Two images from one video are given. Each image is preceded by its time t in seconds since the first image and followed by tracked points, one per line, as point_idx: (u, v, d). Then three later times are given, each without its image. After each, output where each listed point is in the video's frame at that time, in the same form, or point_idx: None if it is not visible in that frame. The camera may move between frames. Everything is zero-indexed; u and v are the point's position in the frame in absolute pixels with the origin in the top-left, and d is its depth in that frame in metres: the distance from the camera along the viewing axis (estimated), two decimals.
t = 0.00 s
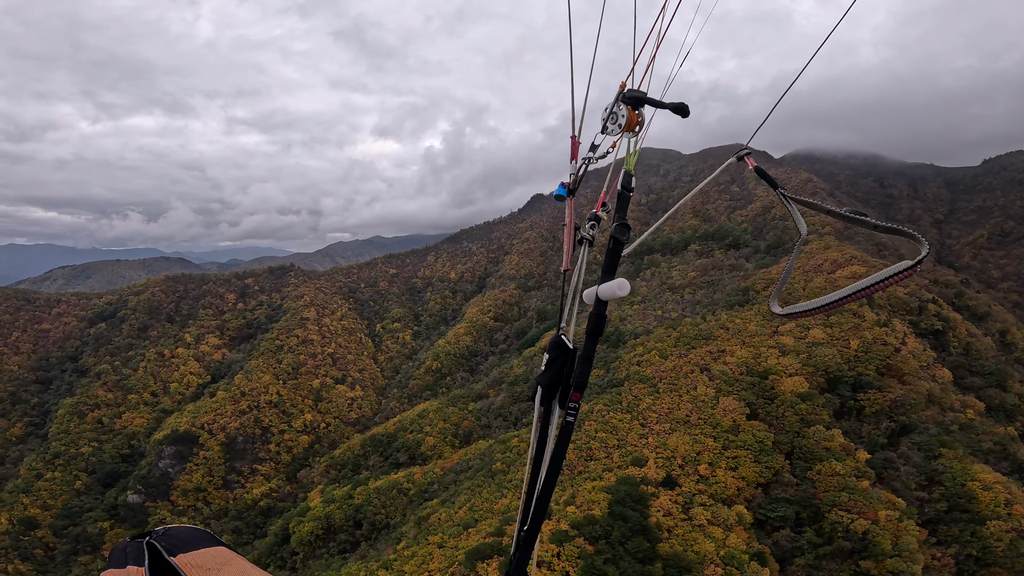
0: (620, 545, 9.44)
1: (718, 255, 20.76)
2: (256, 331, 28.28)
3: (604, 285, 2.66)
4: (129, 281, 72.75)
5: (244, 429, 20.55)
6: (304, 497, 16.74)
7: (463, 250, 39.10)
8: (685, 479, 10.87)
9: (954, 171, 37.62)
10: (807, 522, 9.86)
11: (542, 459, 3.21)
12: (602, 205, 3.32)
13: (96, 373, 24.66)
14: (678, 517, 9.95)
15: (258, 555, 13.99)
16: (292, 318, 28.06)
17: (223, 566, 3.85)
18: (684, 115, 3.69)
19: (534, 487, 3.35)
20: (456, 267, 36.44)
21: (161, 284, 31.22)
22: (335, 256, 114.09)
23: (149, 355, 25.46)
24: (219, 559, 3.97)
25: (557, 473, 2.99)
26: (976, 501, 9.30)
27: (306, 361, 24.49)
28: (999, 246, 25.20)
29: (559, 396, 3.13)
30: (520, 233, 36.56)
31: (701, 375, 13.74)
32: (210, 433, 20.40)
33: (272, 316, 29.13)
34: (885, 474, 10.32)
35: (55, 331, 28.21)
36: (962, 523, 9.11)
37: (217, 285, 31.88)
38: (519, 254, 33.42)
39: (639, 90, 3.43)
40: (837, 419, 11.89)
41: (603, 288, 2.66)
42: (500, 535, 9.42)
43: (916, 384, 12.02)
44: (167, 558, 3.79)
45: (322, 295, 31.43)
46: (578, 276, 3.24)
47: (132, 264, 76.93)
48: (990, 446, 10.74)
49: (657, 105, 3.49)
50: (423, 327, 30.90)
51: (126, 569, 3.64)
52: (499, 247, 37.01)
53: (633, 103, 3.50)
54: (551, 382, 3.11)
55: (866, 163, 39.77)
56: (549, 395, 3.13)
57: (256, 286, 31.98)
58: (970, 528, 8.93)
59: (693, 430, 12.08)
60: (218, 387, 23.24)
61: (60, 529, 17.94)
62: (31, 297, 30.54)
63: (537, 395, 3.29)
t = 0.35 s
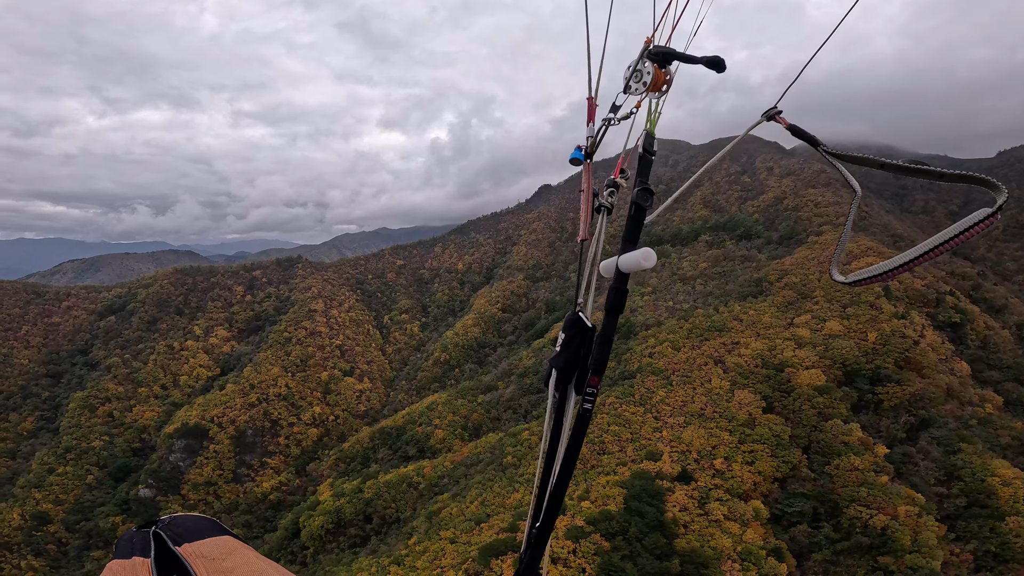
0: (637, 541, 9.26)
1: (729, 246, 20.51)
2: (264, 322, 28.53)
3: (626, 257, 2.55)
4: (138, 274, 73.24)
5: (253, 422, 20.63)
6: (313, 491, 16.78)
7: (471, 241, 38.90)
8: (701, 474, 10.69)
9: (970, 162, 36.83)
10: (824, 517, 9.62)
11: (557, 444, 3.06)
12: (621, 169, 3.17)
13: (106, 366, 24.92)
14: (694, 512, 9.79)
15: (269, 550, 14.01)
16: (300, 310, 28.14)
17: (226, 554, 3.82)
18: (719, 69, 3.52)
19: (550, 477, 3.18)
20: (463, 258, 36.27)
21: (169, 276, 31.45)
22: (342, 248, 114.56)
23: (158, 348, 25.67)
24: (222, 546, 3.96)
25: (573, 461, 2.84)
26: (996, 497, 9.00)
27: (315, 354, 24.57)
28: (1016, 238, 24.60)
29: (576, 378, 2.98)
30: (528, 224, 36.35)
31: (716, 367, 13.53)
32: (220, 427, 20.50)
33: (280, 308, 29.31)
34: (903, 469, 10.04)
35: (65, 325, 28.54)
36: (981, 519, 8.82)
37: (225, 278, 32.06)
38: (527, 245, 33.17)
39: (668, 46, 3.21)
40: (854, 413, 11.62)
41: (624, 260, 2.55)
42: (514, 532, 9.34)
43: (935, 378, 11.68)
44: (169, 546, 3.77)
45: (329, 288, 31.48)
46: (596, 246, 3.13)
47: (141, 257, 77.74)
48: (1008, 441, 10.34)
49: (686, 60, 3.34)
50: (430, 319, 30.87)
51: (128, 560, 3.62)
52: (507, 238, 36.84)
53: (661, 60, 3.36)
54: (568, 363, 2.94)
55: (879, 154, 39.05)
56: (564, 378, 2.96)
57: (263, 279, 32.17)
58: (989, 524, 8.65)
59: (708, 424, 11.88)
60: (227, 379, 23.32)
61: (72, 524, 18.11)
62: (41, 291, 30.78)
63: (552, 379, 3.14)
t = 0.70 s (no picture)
0: (657, 540, 9.04)
1: (744, 238, 20.19)
2: (275, 315, 28.83)
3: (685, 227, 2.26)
4: (151, 268, 74.19)
5: (266, 416, 20.75)
6: (325, 485, 16.84)
7: (481, 233, 38.75)
8: (719, 471, 10.47)
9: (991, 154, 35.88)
10: (846, 515, 9.35)
11: (604, 431, 2.87)
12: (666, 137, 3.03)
13: (120, 360, 25.30)
14: (714, 510, 9.58)
15: (281, 545, 14.06)
16: (310, 303, 28.28)
17: (239, 548, 3.81)
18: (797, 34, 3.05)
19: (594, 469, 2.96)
20: (474, 250, 36.18)
21: (181, 270, 31.81)
22: (351, 241, 115.31)
23: (171, 341, 25.98)
24: (235, 538, 3.96)
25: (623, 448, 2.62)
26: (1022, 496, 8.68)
27: (326, 347, 24.70)
28: None
29: (625, 360, 2.78)
30: (539, 216, 36.07)
31: (733, 362, 13.26)
32: (232, 421, 20.64)
33: (291, 301, 29.57)
34: (926, 467, 9.72)
35: (79, 318, 29.01)
36: (1004, 518, 8.51)
37: (236, 271, 32.34)
38: (537, 237, 32.98)
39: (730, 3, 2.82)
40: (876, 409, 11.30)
41: (681, 230, 2.29)
42: (530, 530, 9.20)
43: (959, 374, 11.31)
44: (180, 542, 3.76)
45: (339, 280, 31.58)
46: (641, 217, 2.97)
47: (154, 250, 79.04)
48: None
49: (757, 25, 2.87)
50: (441, 311, 30.87)
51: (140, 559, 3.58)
52: (517, 230, 36.68)
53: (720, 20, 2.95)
54: (615, 344, 2.76)
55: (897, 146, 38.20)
56: (612, 358, 2.77)
57: (274, 272, 32.45)
58: (1012, 523, 8.33)
59: (727, 420, 11.62)
60: (240, 372, 23.55)
61: (87, 519, 18.33)
62: (55, 285, 31.24)
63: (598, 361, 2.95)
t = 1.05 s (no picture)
0: (680, 541, 8.82)
1: (765, 233, 19.75)
2: (291, 309, 29.17)
3: (697, 211, 1.92)
4: (171, 261, 75.45)
5: (282, 410, 20.96)
6: (341, 478, 16.91)
7: (495, 227, 38.63)
8: (742, 470, 10.19)
9: None
10: (872, 516, 9.02)
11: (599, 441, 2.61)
12: (670, 110, 2.79)
13: (139, 353, 25.88)
14: (736, 510, 9.33)
15: (296, 539, 14.11)
16: (327, 296, 28.56)
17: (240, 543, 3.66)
18: None
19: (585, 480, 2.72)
20: (488, 244, 36.11)
21: (200, 263, 32.34)
22: (366, 234, 116.60)
23: (191, 335, 26.52)
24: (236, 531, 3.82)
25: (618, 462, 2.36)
26: None
27: (342, 340, 24.93)
28: None
29: (623, 363, 2.53)
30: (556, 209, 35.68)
31: (756, 359, 12.91)
32: (250, 414, 20.87)
33: (307, 293, 29.98)
34: (956, 468, 9.32)
35: (101, 312, 29.70)
36: None
37: (254, 264, 32.83)
38: (552, 231, 32.75)
39: None
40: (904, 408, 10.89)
41: (697, 215, 1.93)
42: (549, 529, 9.06)
43: (992, 374, 10.83)
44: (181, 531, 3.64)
45: (355, 273, 31.81)
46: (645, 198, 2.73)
47: (175, 244, 80.99)
48: None
49: None
50: (456, 305, 30.89)
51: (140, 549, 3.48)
52: (532, 223, 36.53)
53: None
54: (613, 345, 2.50)
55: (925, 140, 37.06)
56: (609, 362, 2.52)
57: (291, 265, 32.89)
58: None
59: (751, 418, 11.30)
60: (257, 365, 23.83)
61: (107, 512, 18.59)
62: (76, 278, 31.93)
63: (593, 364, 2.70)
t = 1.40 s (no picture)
0: (713, 546, 8.48)
1: (803, 231, 19.06)
2: (321, 301, 29.75)
3: (706, 180, 1.80)
4: (208, 253, 77.90)
5: (310, 401, 21.31)
6: (366, 471, 17.07)
7: (522, 221, 38.49)
8: (778, 473, 9.78)
9: None
10: (912, 524, 8.52)
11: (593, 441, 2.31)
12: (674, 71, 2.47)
13: (176, 342, 26.67)
14: (771, 514, 8.93)
15: (320, 531, 14.33)
16: (356, 288, 29.02)
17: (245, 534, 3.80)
18: None
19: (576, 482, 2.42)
20: (516, 238, 36.00)
21: (234, 254, 33.29)
22: (394, 226, 118.10)
23: (225, 325, 27.34)
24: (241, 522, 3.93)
25: (613, 468, 2.11)
26: None
27: (369, 332, 25.28)
28: None
29: (619, 353, 2.23)
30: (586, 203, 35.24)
31: (794, 360, 12.42)
32: (280, 404, 21.26)
33: (337, 286, 30.55)
34: (1003, 476, 8.72)
35: (140, 300, 30.84)
36: None
37: (286, 256, 33.66)
38: (579, 227, 32.41)
39: None
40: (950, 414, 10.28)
41: (706, 184, 1.80)
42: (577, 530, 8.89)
43: None
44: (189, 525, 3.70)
45: (383, 266, 32.22)
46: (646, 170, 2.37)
47: (211, 236, 84.00)
48: None
49: None
50: (483, 298, 30.86)
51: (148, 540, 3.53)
52: (560, 218, 36.27)
53: None
54: (608, 334, 2.20)
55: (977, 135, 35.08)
56: (604, 352, 2.21)
57: (321, 257, 33.60)
58: None
59: (789, 420, 10.85)
60: (288, 355, 24.33)
61: (140, 501, 19.22)
62: (117, 268, 33.24)
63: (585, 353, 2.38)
